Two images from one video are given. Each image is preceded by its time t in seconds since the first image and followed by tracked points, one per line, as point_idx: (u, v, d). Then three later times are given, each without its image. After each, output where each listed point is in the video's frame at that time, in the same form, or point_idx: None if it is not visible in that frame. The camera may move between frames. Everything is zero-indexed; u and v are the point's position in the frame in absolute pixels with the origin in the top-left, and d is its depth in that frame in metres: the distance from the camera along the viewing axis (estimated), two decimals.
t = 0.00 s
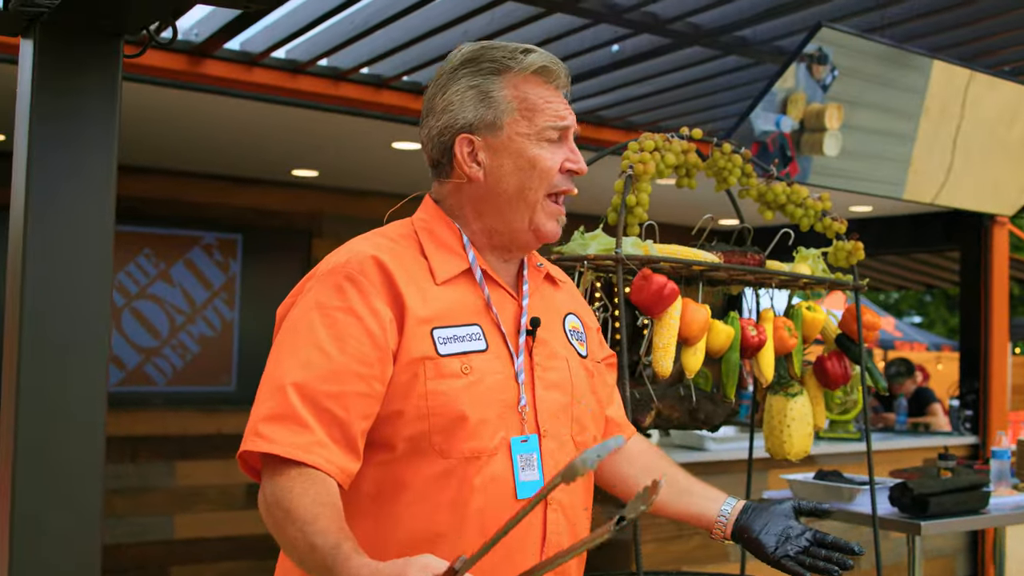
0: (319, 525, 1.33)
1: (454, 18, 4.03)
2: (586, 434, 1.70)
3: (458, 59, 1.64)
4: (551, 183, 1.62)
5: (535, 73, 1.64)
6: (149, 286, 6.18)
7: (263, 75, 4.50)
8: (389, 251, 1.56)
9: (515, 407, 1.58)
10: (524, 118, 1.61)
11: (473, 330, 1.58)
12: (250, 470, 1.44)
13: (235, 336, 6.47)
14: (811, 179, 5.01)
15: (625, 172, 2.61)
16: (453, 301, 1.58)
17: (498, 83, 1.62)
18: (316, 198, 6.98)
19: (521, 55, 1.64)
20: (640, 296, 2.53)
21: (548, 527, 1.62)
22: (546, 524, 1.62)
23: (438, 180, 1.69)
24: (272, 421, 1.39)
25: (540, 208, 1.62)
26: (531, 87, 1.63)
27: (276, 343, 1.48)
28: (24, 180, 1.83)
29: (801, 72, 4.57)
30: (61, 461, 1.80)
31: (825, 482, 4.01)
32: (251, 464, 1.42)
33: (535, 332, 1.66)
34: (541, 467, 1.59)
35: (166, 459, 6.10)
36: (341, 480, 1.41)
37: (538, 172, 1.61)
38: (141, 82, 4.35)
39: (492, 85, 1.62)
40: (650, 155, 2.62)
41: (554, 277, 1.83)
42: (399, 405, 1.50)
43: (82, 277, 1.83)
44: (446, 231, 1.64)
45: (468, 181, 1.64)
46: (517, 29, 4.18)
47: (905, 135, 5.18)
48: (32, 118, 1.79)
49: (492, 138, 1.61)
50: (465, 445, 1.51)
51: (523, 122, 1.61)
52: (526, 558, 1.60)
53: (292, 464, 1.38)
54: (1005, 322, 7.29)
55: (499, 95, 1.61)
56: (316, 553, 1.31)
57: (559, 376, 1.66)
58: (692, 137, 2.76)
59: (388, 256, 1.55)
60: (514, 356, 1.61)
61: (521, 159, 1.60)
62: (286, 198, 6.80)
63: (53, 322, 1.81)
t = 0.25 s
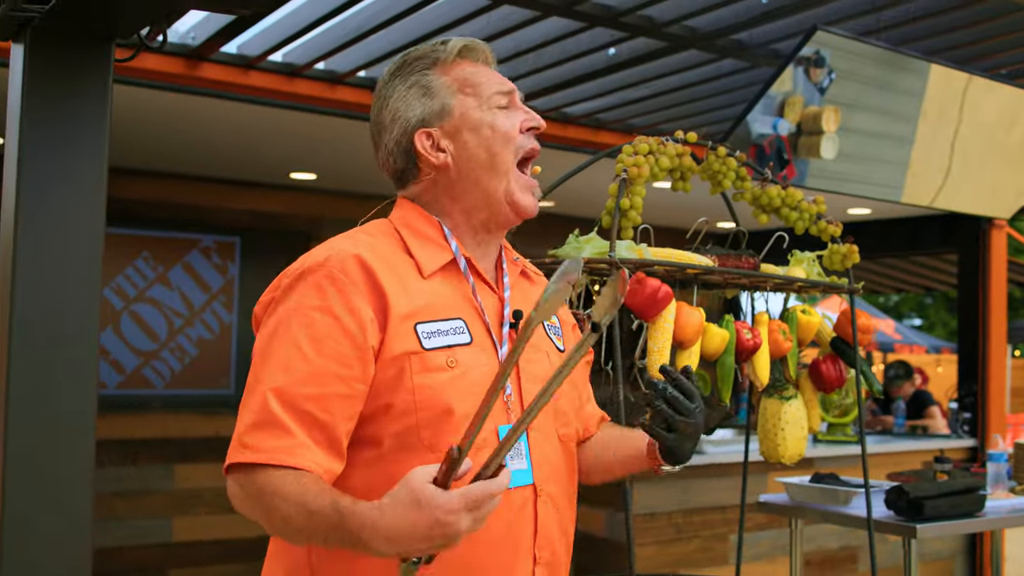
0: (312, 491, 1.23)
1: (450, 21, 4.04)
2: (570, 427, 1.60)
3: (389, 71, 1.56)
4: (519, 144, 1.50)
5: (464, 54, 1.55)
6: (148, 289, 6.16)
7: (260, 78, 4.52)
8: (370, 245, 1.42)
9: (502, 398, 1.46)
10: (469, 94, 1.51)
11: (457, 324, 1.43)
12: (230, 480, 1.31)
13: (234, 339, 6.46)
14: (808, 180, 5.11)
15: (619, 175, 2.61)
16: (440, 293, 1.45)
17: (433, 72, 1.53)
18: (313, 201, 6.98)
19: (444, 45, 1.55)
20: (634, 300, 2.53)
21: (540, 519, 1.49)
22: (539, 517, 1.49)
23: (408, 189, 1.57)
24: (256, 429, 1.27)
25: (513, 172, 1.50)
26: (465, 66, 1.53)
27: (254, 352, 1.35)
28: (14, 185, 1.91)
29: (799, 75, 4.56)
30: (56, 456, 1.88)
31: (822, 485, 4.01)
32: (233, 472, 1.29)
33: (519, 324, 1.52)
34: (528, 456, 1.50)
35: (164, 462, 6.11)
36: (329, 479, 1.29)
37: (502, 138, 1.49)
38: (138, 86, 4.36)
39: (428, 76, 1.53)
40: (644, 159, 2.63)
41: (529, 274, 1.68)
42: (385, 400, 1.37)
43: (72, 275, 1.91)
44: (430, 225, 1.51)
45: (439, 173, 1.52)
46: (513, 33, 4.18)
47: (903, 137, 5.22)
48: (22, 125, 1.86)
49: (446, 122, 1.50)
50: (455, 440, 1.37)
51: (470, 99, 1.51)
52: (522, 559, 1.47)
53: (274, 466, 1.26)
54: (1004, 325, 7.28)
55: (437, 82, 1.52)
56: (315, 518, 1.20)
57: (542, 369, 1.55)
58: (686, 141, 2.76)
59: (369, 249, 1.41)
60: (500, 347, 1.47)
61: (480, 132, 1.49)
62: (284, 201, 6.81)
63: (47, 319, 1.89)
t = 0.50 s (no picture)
0: (292, 514, 1.25)
1: (444, 24, 4.03)
2: (534, 437, 1.65)
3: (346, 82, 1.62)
4: (453, 158, 1.52)
5: (413, 64, 1.57)
6: (143, 292, 6.16)
7: (254, 81, 4.51)
8: (330, 260, 1.43)
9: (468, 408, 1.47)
10: (410, 107, 1.53)
11: (420, 334, 1.46)
12: (197, 501, 1.33)
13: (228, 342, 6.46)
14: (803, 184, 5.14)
15: (612, 179, 2.60)
16: (400, 305, 1.47)
17: (380, 86, 1.56)
18: (309, 204, 6.98)
19: (394, 56, 1.58)
20: (626, 303, 2.52)
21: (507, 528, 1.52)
22: (505, 526, 1.52)
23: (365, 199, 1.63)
24: (221, 452, 1.29)
25: (448, 185, 1.51)
26: (409, 78, 1.56)
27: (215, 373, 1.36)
28: None
29: (794, 78, 4.55)
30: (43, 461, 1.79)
31: (816, 488, 4.01)
32: (202, 494, 1.30)
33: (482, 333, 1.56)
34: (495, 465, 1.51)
35: (159, 465, 6.09)
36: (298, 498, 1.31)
37: (435, 153, 1.51)
38: (133, 88, 4.35)
39: (376, 89, 1.57)
40: (636, 162, 2.63)
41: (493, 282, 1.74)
42: (347, 413, 1.38)
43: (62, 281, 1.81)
44: (382, 235, 1.53)
45: (383, 187, 1.56)
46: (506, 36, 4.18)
47: (898, 140, 5.22)
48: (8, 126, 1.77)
49: (386, 138, 1.54)
50: (418, 450, 1.39)
51: (407, 112, 1.53)
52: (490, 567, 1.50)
53: (244, 489, 1.28)
54: (1000, 327, 7.27)
55: (382, 96, 1.55)
56: (299, 540, 1.23)
57: (506, 377, 1.59)
58: (679, 144, 2.75)
59: (329, 265, 1.42)
60: (462, 357, 1.50)
61: (415, 147, 1.52)
62: (280, 203, 6.81)
63: (33, 326, 1.79)
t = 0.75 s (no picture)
0: (257, 501, 1.33)
1: (437, 24, 4.02)
2: (507, 430, 1.69)
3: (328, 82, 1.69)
4: (410, 174, 1.58)
5: (388, 75, 1.63)
6: (137, 292, 6.13)
7: (247, 81, 4.49)
8: (290, 263, 1.54)
9: (426, 400, 1.56)
10: (378, 118, 1.60)
11: (377, 329, 1.55)
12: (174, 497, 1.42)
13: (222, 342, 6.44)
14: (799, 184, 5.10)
15: (605, 179, 2.59)
16: (359, 303, 1.56)
17: (355, 93, 1.63)
18: (303, 204, 6.97)
19: (375, 64, 1.64)
20: (618, 303, 2.51)
21: (474, 517, 1.58)
22: (472, 515, 1.58)
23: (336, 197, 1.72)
24: (189, 445, 1.39)
25: (403, 200, 1.58)
26: (383, 89, 1.61)
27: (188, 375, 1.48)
28: None
29: (789, 78, 4.55)
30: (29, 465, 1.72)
31: (811, 489, 4.00)
32: (176, 488, 1.40)
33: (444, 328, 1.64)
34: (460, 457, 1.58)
35: (152, 465, 6.07)
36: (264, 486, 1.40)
37: (394, 168, 1.58)
38: (125, 88, 4.33)
39: (351, 96, 1.63)
40: (629, 162, 2.61)
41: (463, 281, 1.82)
42: (306, 405, 1.47)
43: (49, 283, 1.75)
44: (345, 239, 1.62)
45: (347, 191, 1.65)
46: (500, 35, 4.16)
47: (893, 141, 5.22)
48: None
49: (354, 144, 1.62)
50: (375, 440, 1.48)
51: (375, 124, 1.60)
52: (458, 556, 1.56)
53: (211, 478, 1.38)
54: (995, 328, 7.27)
55: (355, 103, 1.62)
56: (264, 522, 1.31)
57: (470, 370, 1.65)
58: (673, 144, 2.74)
59: (289, 267, 1.53)
60: (422, 351, 1.59)
61: (376, 158, 1.58)
62: (274, 204, 6.79)
63: (22, 328, 1.73)
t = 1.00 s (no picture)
0: (220, 502, 1.36)
1: (435, 24, 4.01)
2: (489, 435, 1.69)
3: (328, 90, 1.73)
4: (415, 166, 1.61)
5: (389, 78, 1.68)
6: (133, 293, 6.11)
7: (245, 81, 4.48)
8: (284, 258, 1.55)
9: (412, 403, 1.56)
10: (379, 117, 1.63)
11: (368, 330, 1.56)
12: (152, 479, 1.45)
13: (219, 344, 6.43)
14: (797, 184, 5.09)
15: (604, 178, 2.57)
16: (348, 301, 1.57)
17: (357, 95, 1.67)
18: (300, 205, 6.95)
19: (375, 69, 1.69)
20: (618, 303, 2.49)
21: (450, 517, 1.59)
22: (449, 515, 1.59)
23: (334, 201, 1.73)
24: (167, 431, 1.41)
25: (408, 190, 1.59)
26: (384, 90, 1.66)
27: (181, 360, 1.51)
28: None
29: (787, 78, 4.54)
30: (25, 469, 1.68)
31: (809, 491, 3.99)
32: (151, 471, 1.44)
33: (434, 333, 1.63)
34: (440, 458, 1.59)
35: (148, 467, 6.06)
36: (235, 480, 1.42)
37: (398, 160, 1.60)
38: (122, 87, 4.32)
39: (352, 98, 1.67)
40: (628, 161, 2.60)
41: (459, 285, 1.81)
42: (292, 402, 1.48)
43: (46, 282, 1.71)
44: (342, 238, 1.63)
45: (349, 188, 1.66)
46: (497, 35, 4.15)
47: (892, 142, 5.20)
48: None
49: (357, 142, 1.64)
50: (358, 439, 1.48)
51: (378, 120, 1.63)
52: (432, 557, 1.57)
53: (182, 466, 1.40)
54: (993, 329, 7.27)
55: (357, 104, 1.66)
56: (221, 525, 1.34)
57: (458, 374, 1.65)
58: (671, 144, 2.73)
59: (283, 262, 1.54)
60: (410, 353, 1.59)
61: (380, 153, 1.61)
62: (271, 204, 6.77)
63: (20, 328, 1.69)
